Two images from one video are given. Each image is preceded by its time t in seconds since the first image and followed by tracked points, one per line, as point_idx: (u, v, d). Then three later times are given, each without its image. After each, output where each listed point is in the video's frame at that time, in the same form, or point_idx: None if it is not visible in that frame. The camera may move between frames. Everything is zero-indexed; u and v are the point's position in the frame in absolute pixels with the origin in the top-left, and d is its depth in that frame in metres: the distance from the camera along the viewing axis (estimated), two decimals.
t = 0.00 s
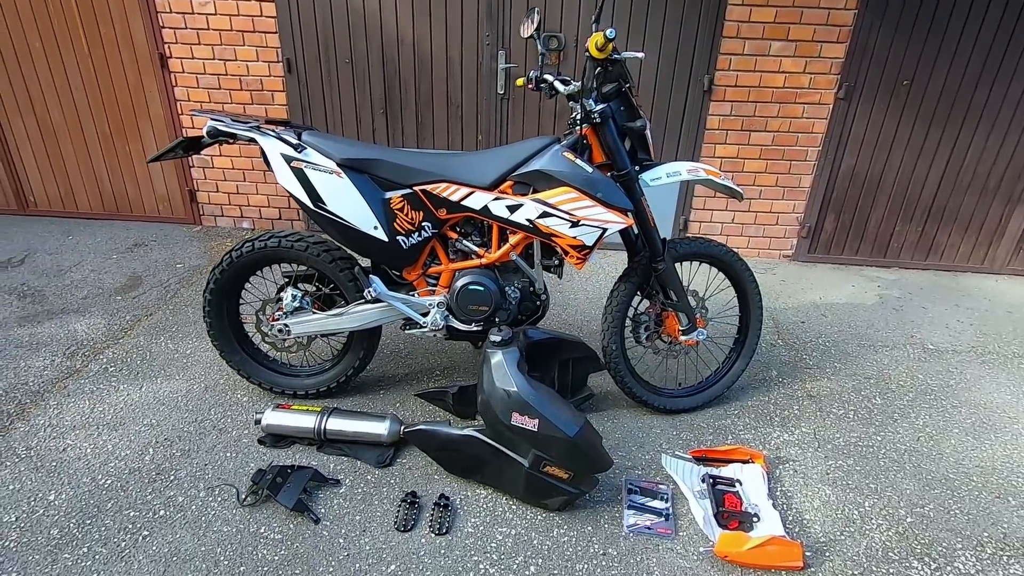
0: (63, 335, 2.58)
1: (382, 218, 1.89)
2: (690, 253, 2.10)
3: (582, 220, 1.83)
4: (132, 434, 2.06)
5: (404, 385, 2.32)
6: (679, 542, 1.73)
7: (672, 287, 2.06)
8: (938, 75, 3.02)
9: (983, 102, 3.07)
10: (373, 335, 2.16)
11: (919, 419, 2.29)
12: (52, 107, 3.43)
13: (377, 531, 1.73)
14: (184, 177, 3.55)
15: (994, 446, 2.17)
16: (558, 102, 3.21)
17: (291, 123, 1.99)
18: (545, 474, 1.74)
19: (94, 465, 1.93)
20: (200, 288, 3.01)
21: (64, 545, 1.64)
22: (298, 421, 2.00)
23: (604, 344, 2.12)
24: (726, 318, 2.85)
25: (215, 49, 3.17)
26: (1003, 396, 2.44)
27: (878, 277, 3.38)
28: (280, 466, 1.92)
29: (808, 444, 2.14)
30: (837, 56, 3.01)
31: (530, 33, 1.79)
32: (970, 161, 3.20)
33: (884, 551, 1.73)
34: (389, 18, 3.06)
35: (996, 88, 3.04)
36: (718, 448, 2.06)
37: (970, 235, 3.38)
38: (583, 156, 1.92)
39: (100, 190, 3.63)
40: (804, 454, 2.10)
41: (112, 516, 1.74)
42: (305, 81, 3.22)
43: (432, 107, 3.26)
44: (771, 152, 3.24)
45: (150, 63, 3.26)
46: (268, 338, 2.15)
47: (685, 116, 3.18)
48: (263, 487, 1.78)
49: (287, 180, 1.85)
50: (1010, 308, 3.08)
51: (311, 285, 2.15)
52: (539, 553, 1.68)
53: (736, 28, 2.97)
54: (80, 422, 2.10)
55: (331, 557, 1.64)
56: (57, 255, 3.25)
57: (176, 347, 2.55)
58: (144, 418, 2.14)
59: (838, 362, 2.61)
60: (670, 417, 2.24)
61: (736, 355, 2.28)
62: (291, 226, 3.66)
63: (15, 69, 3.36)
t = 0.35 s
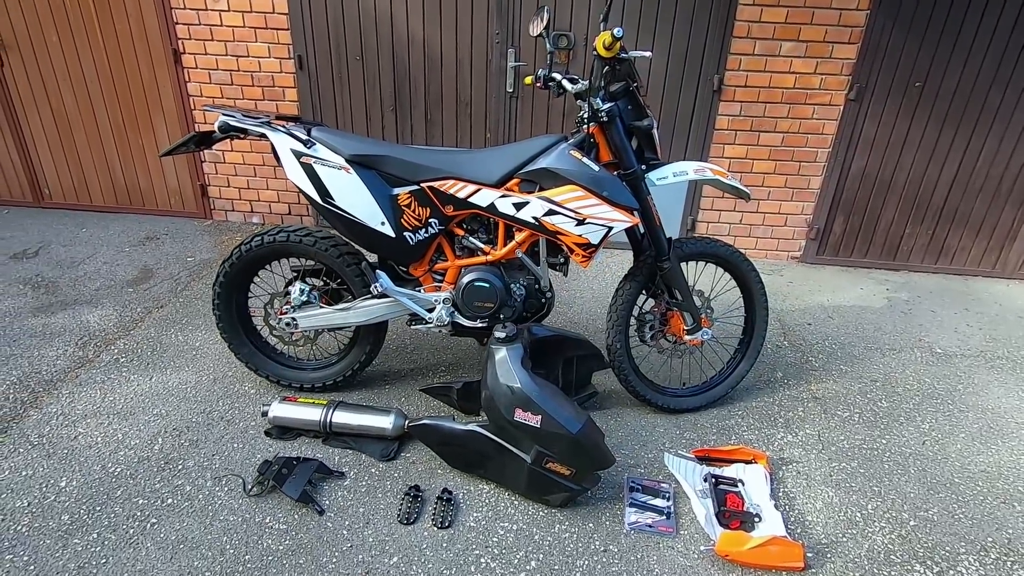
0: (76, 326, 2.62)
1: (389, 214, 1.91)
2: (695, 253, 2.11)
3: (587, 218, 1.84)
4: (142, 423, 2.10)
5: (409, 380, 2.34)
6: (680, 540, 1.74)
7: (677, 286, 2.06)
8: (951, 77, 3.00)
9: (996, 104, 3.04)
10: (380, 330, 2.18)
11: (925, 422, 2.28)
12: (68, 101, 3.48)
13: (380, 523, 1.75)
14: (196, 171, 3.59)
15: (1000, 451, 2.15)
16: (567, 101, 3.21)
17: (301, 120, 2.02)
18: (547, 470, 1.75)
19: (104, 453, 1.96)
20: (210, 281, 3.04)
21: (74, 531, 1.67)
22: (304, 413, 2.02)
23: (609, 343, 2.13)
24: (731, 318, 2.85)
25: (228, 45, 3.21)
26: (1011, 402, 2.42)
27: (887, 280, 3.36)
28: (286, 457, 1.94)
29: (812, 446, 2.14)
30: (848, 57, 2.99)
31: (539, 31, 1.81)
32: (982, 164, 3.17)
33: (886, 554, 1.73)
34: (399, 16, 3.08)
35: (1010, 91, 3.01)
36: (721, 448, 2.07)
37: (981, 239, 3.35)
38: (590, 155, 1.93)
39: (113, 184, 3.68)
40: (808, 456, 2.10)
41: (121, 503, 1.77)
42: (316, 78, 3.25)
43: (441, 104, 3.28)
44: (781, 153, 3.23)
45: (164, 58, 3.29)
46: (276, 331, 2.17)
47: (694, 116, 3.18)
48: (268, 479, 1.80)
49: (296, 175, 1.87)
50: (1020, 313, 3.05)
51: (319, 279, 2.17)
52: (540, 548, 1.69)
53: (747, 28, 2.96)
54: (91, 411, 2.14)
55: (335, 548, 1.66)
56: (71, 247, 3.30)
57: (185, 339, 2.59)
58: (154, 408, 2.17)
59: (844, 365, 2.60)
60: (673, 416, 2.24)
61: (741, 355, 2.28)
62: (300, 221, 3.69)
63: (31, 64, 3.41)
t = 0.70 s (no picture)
0: (85, 325, 2.64)
1: (396, 214, 1.91)
2: (703, 253, 2.09)
3: (594, 217, 1.82)
4: (150, 422, 2.10)
5: (415, 380, 2.34)
6: (688, 543, 1.72)
7: (684, 286, 2.05)
8: (963, 75, 2.96)
9: (1010, 103, 3.00)
10: (386, 329, 2.17)
11: (937, 425, 2.25)
12: (79, 102, 3.50)
13: (386, 524, 1.75)
14: (204, 172, 3.61)
15: (1014, 455, 2.12)
16: (574, 101, 3.20)
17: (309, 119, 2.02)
18: (554, 471, 1.74)
19: (112, 451, 1.97)
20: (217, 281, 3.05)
21: (81, 528, 1.68)
22: (311, 413, 2.02)
23: (615, 343, 2.12)
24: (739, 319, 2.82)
25: (236, 46, 3.22)
26: None
27: (898, 281, 3.32)
28: (292, 457, 1.94)
29: (822, 449, 2.11)
30: (859, 56, 2.96)
31: (546, 30, 1.80)
32: (995, 164, 3.13)
33: (898, 558, 1.70)
34: (407, 16, 3.08)
35: None
36: (730, 450, 2.05)
37: (994, 240, 3.31)
38: (597, 154, 1.92)
39: (123, 184, 3.71)
40: (818, 458, 2.07)
41: (129, 501, 1.78)
42: (323, 78, 3.26)
43: (448, 104, 3.28)
44: (790, 153, 3.21)
45: (173, 59, 3.31)
46: (283, 331, 2.18)
47: (702, 116, 3.16)
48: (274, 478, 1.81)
49: (303, 174, 1.87)
50: None
51: (326, 279, 2.17)
52: (546, 550, 1.68)
53: (756, 27, 2.94)
54: (100, 409, 2.15)
55: (341, 548, 1.66)
56: (81, 247, 3.32)
57: (193, 338, 2.60)
58: (162, 407, 2.18)
59: (854, 366, 2.58)
60: (681, 418, 2.22)
61: (749, 356, 2.26)
62: (307, 221, 3.70)
63: (43, 65, 3.44)
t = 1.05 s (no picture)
0: (94, 325, 2.66)
1: (402, 215, 1.91)
2: (711, 253, 2.08)
3: (601, 217, 1.82)
4: (158, 422, 2.11)
5: (422, 381, 2.34)
6: (695, 545, 1.71)
7: (692, 286, 2.03)
8: (974, 72, 2.93)
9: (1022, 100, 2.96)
10: (393, 330, 2.17)
11: (948, 426, 2.23)
12: (87, 104, 3.53)
13: (393, 524, 1.75)
14: (211, 173, 3.62)
15: None
16: (580, 101, 3.20)
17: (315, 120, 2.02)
18: (561, 472, 1.73)
19: (121, 451, 1.98)
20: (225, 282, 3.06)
21: (91, 528, 1.69)
22: (318, 413, 2.03)
23: (622, 344, 2.11)
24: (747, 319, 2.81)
25: (243, 47, 3.23)
26: None
27: (907, 281, 3.29)
28: (299, 457, 1.95)
29: (831, 450, 2.10)
30: (868, 53, 2.94)
31: (552, 29, 1.79)
32: (1006, 162, 3.10)
33: (909, 561, 1.68)
34: (413, 16, 3.08)
35: None
36: (738, 451, 2.03)
37: (1006, 239, 3.28)
38: (604, 154, 1.91)
39: (131, 185, 3.73)
40: (827, 460, 2.05)
41: (137, 501, 1.79)
42: (330, 79, 3.26)
43: (454, 104, 3.28)
44: (798, 151, 3.18)
45: (180, 60, 3.33)
46: (290, 331, 2.18)
47: (709, 115, 3.14)
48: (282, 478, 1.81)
49: (310, 175, 1.88)
50: None
51: (333, 279, 2.17)
52: (553, 551, 1.67)
53: (763, 25, 2.92)
54: (109, 410, 2.16)
55: (348, 549, 1.66)
56: (90, 248, 3.34)
57: (201, 338, 2.61)
58: (170, 407, 2.19)
59: (864, 367, 2.55)
60: (688, 418, 2.21)
61: (757, 357, 2.25)
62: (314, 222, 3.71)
63: (52, 67, 3.47)
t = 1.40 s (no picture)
0: (105, 324, 2.68)
1: (409, 213, 1.91)
2: (718, 251, 2.07)
3: (607, 215, 1.82)
4: (168, 420, 2.13)
5: (429, 379, 2.35)
6: (703, 543, 1.70)
7: (699, 285, 2.03)
8: (985, 68, 2.91)
9: None
10: (399, 328, 2.18)
11: (959, 425, 2.21)
12: (97, 105, 3.56)
13: (400, 522, 1.75)
14: (219, 173, 3.65)
15: None
16: (586, 99, 3.19)
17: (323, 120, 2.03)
18: (568, 470, 1.73)
19: (132, 449, 2.00)
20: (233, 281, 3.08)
21: (102, 524, 1.71)
22: (326, 411, 2.04)
23: (629, 342, 2.10)
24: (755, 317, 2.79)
25: (251, 49, 3.25)
26: None
27: (917, 279, 3.27)
28: (308, 455, 1.96)
29: (840, 448, 2.09)
30: (876, 49, 2.92)
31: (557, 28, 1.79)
32: (1017, 158, 3.07)
33: (919, 560, 1.67)
34: (419, 16, 3.09)
35: None
36: (746, 449, 2.02)
37: (1018, 236, 3.24)
38: (610, 152, 1.91)
39: (141, 186, 3.77)
40: (836, 458, 2.04)
41: (148, 498, 1.81)
42: (337, 79, 3.28)
43: (460, 103, 3.28)
44: (806, 149, 3.16)
45: (188, 62, 3.36)
46: (298, 330, 2.19)
47: (716, 112, 3.13)
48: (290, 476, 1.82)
49: (317, 175, 1.89)
50: None
51: (340, 278, 2.18)
52: (560, 549, 1.67)
53: (771, 22, 2.90)
54: (120, 408, 2.19)
55: (356, 546, 1.67)
56: (101, 248, 3.38)
57: (210, 337, 2.63)
58: (180, 405, 2.21)
59: (873, 365, 2.54)
60: (696, 417, 2.21)
61: (765, 355, 2.24)
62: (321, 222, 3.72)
63: (63, 69, 3.51)
